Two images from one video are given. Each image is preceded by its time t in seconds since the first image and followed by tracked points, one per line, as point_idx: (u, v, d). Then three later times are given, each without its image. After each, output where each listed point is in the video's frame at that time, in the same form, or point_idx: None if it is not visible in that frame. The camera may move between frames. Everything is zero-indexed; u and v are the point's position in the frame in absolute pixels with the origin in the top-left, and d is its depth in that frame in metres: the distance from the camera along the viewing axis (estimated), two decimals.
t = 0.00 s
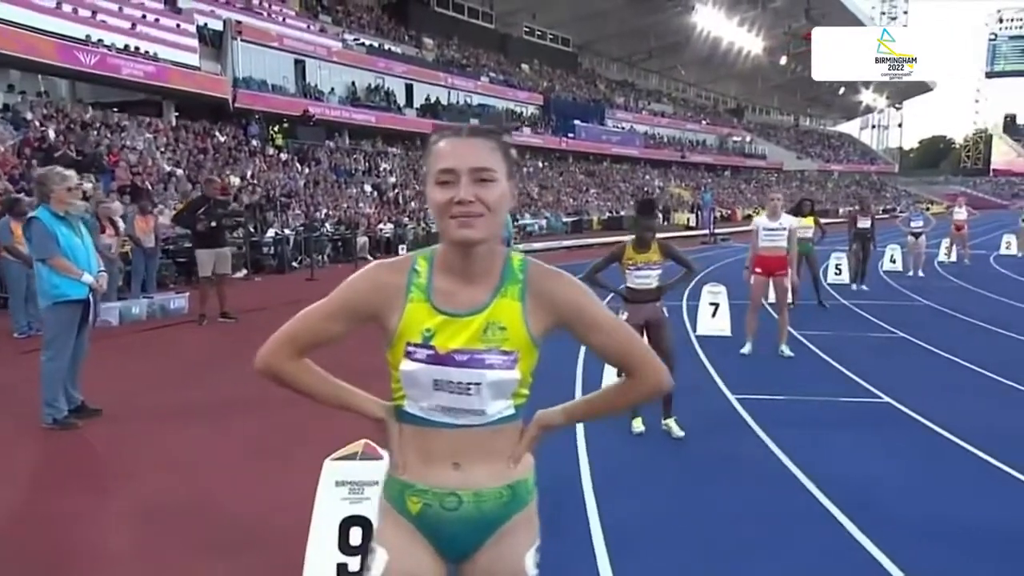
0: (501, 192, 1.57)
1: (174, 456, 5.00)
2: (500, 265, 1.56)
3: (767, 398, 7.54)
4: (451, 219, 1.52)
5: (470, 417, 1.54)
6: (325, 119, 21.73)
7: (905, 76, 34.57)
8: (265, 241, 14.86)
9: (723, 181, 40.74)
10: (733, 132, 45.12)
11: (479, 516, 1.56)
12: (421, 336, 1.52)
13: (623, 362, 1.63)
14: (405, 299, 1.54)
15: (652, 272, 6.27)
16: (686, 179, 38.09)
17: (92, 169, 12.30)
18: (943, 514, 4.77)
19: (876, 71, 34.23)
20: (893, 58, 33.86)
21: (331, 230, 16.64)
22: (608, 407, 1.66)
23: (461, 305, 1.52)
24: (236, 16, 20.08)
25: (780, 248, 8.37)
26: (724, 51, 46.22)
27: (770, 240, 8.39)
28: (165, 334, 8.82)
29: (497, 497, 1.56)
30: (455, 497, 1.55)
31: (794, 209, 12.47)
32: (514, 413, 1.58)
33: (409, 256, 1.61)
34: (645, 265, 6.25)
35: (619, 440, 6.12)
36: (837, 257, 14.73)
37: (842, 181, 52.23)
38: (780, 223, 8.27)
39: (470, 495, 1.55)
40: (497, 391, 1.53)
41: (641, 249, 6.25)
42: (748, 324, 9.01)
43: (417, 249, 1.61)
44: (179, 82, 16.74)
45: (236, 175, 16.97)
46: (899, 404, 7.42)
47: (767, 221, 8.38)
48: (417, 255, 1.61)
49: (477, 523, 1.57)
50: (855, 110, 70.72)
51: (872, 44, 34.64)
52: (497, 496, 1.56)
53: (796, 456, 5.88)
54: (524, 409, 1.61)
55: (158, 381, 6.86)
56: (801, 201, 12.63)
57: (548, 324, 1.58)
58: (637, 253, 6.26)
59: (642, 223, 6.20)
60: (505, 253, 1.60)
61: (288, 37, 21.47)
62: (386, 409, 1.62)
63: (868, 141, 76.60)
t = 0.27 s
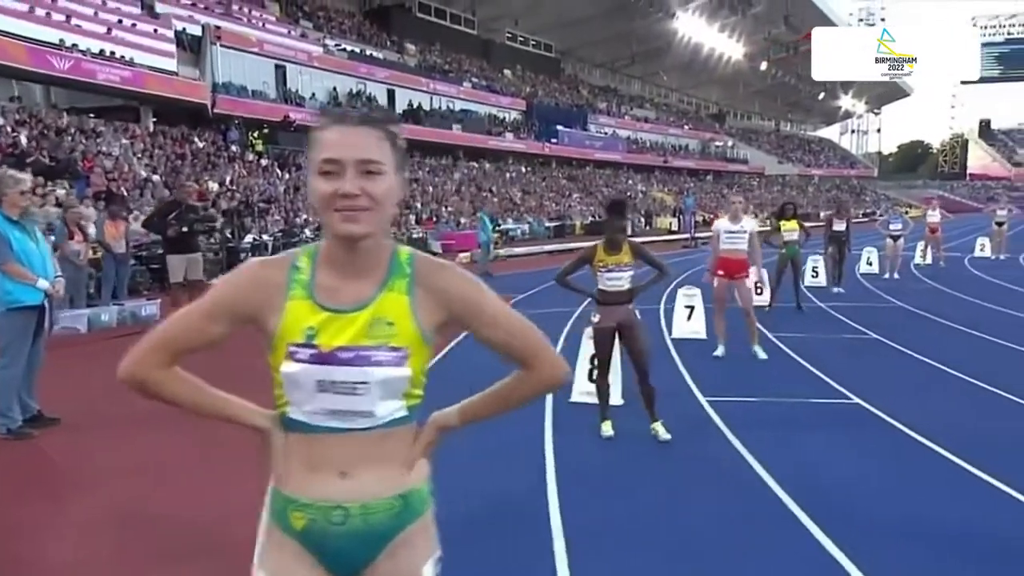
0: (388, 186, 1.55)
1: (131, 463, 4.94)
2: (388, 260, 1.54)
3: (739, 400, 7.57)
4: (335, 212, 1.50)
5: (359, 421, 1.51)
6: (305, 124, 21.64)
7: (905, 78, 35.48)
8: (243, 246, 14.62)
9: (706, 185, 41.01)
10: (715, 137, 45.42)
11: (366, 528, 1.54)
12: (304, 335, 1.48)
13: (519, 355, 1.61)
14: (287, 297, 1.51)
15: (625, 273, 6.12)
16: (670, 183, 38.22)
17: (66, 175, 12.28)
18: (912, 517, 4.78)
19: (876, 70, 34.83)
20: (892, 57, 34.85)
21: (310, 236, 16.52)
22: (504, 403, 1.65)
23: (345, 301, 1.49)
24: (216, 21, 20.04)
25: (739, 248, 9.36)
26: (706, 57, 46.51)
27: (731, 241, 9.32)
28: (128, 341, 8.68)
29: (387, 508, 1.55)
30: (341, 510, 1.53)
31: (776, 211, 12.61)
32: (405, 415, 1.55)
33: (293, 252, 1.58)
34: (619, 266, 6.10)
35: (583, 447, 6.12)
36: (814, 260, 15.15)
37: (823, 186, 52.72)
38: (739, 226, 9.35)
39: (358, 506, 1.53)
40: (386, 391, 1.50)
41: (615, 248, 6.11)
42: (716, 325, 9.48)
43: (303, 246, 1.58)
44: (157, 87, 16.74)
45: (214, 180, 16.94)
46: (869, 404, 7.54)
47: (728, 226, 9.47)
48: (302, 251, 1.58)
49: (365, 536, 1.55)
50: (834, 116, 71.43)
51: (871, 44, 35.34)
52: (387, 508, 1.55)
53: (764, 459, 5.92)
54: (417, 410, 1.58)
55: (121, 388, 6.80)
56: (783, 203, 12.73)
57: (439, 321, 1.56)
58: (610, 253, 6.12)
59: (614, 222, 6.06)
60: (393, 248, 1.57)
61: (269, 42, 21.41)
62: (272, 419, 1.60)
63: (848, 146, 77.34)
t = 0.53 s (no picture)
0: (221, 174, 1.40)
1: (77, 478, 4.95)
2: (225, 258, 1.38)
3: (709, 404, 7.58)
4: (158, 203, 1.34)
5: (192, 433, 1.33)
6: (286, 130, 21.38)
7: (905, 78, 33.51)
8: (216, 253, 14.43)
9: (687, 191, 41.22)
10: (697, 144, 45.66)
11: (196, 554, 1.36)
12: (125, 340, 1.31)
13: (372, 359, 1.44)
14: (108, 296, 1.34)
15: (605, 273, 6.10)
16: (652, 190, 38.46)
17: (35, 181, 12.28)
18: (878, 529, 4.71)
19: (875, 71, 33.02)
20: (892, 58, 32.75)
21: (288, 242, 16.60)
22: (356, 414, 1.47)
23: (174, 302, 1.33)
24: (194, 26, 20.00)
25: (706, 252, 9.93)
26: (687, 64, 46.70)
27: (699, 243, 9.94)
28: (83, 360, 8.59)
29: (223, 532, 1.37)
30: (167, 534, 1.35)
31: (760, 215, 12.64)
32: (248, 427, 1.38)
33: (119, 248, 1.42)
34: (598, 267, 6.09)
35: (548, 458, 6.03)
36: (790, 266, 15.67)
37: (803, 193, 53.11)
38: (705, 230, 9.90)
39: (189, 531, 1.35)
40: (222, 400, 1.33)
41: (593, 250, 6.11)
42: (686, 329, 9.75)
43: (129, 242, 1.42)
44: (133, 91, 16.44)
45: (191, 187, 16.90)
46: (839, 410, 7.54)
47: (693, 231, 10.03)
48: (129, 248, 1.42)
49: (192, 566, 1.38)
50: (814, 123, 72.04)
51: (871, 44, 33.51)
52: (224, 532, 1.37)
53: (732, 468, 5.84)
54: (265, 422, 1.42)
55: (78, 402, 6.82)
56: (765, 209, 12.76)
57: (283, 322, 1.40)
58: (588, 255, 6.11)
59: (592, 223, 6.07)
60: (232, 244, 1.41)
61: (249, 47, 21.36)
62: (97, 433, 1.42)
63: (828, 153, 77.99)
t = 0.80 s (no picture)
0: (23, 156, 1.21)
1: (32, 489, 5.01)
2: (39, 252, 1.19)
3: (685, 409, 7.51)
4: None
5: (9, 457, 1.16)
6: (268, 133, 21.44)
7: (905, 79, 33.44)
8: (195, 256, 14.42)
9: (673, 195, 41.42)
10: (683, 149, 45.88)
11: None
12: None
13: (224, 365, 1.25)
14: None
15: (593, 273, 5.83)
16: (637, 194, 38.64)
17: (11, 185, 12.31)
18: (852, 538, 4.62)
19: (875, 71, 33.06)
20: (892, 58, 32.75)
21: (268, 245, 16.76)
22: (214, 426, 1.29)
23: None
24: (175, 28, 19.94)
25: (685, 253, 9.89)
26: (672, 69, 46.89)
27: (678, 245, 9.90)
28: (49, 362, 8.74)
29: (54, 560, 1.19)
30: None
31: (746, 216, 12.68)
32: (81, 446, 1.20)
33: None
34: (586, 267, 5.80)
35: (519, 466, 5.92)
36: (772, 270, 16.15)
37: (788, 197, 53.43)
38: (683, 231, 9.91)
39: (7, 566, 1.17)
40: (40, 421, 1.15)
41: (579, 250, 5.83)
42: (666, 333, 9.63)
43: None
44: (111, 92, 16.77)
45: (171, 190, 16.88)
46: (815, 413, 7.51)
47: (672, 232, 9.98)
48: None
49: None
50: (798, 128, 72.53)
51: (872, 44, 33.57)
52: (57, 560, 1.20)
53: (705, 475, 5.74)
54: (105, 440, 1.24)
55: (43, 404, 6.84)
56: (750, 211, 12.80)
57: (114, 328, 1.20)
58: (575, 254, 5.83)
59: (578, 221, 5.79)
60: (51, 236, 1.22)
61: (232, 50, 21.29)
62: None
63: (813, 157, 78.54)
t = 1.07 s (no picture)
0: None
1: None
2: None
3: (671, 412, 7.26)
4: None
5: None
6: (255, 131, 21.18)
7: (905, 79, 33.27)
8: (177, 255, 14.46)
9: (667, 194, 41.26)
10: (677, 148, 45.74)
11: None
12: None
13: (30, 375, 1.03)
14: None
15: (581, 273, 5.50)
16: (630, 193, 38.47)
17: None
18: (843, 548, 4.35)
19: (876, 72, 32.63)
20: (892, 58, 32.48)
21: (254, 244, 16.66)
22: (27, 447, 1.08)
23: None
24: (161, 24, 19.70)
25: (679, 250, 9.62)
26: (665, 67, 46.71)
27: (670, 244, 9.67)
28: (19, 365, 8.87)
29: None
30: None
31: (735, 214, 12.53)
32: None
33: None
34: (573, 266, 5.47)
35: (492, 473, 5.65)
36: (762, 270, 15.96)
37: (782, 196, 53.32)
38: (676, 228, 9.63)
39: None
40: None
41: (567, 248, 5.50)
42: (657, 335, 9.39)
43: None
44: (94, 89, 16.71)
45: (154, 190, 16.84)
46: (804, 416, 7.27)
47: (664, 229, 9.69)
48: None
49: None
50: (793, 127, 72.42)
51: (872, 44, 33.20)
52: None
53: (689, 481, 5.48)
54: None
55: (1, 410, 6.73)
56: (740, 209, 12.65)
57: None
58: (562, 253, 5.50)
59: (565, 217, 5.46)
60: None
61: (219, 47, 21.06)
62: None
63: (807, 156, 78.42)
